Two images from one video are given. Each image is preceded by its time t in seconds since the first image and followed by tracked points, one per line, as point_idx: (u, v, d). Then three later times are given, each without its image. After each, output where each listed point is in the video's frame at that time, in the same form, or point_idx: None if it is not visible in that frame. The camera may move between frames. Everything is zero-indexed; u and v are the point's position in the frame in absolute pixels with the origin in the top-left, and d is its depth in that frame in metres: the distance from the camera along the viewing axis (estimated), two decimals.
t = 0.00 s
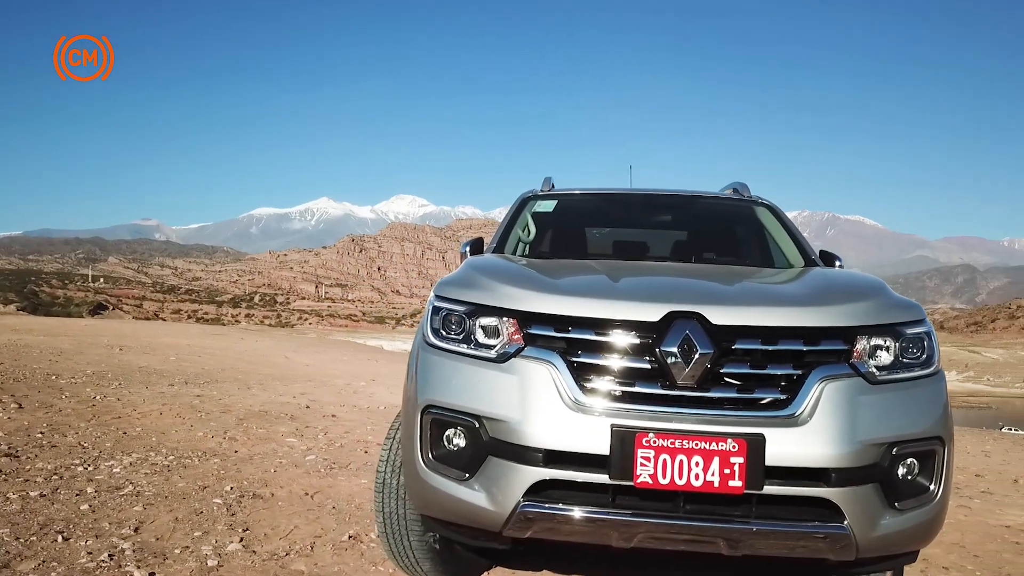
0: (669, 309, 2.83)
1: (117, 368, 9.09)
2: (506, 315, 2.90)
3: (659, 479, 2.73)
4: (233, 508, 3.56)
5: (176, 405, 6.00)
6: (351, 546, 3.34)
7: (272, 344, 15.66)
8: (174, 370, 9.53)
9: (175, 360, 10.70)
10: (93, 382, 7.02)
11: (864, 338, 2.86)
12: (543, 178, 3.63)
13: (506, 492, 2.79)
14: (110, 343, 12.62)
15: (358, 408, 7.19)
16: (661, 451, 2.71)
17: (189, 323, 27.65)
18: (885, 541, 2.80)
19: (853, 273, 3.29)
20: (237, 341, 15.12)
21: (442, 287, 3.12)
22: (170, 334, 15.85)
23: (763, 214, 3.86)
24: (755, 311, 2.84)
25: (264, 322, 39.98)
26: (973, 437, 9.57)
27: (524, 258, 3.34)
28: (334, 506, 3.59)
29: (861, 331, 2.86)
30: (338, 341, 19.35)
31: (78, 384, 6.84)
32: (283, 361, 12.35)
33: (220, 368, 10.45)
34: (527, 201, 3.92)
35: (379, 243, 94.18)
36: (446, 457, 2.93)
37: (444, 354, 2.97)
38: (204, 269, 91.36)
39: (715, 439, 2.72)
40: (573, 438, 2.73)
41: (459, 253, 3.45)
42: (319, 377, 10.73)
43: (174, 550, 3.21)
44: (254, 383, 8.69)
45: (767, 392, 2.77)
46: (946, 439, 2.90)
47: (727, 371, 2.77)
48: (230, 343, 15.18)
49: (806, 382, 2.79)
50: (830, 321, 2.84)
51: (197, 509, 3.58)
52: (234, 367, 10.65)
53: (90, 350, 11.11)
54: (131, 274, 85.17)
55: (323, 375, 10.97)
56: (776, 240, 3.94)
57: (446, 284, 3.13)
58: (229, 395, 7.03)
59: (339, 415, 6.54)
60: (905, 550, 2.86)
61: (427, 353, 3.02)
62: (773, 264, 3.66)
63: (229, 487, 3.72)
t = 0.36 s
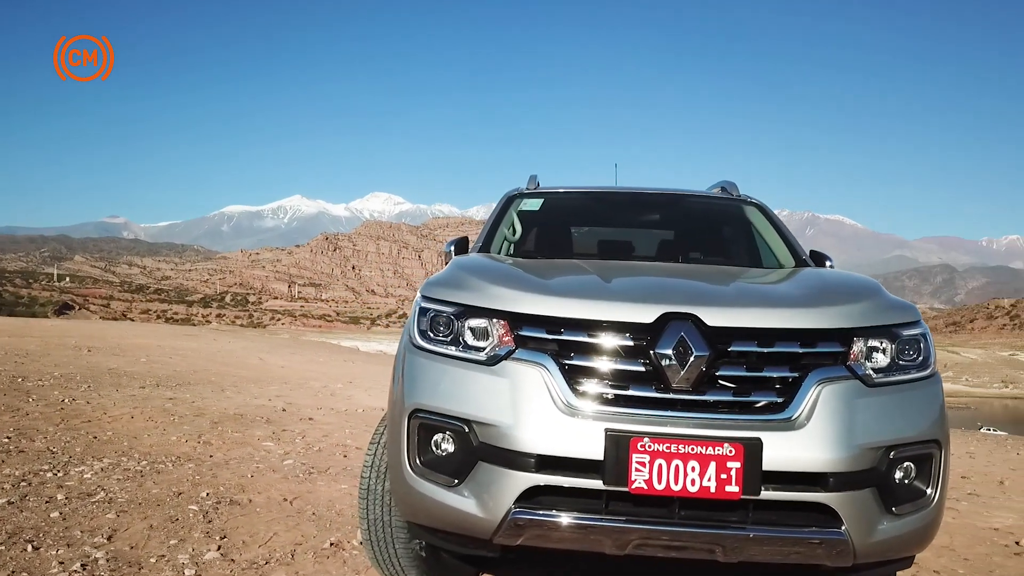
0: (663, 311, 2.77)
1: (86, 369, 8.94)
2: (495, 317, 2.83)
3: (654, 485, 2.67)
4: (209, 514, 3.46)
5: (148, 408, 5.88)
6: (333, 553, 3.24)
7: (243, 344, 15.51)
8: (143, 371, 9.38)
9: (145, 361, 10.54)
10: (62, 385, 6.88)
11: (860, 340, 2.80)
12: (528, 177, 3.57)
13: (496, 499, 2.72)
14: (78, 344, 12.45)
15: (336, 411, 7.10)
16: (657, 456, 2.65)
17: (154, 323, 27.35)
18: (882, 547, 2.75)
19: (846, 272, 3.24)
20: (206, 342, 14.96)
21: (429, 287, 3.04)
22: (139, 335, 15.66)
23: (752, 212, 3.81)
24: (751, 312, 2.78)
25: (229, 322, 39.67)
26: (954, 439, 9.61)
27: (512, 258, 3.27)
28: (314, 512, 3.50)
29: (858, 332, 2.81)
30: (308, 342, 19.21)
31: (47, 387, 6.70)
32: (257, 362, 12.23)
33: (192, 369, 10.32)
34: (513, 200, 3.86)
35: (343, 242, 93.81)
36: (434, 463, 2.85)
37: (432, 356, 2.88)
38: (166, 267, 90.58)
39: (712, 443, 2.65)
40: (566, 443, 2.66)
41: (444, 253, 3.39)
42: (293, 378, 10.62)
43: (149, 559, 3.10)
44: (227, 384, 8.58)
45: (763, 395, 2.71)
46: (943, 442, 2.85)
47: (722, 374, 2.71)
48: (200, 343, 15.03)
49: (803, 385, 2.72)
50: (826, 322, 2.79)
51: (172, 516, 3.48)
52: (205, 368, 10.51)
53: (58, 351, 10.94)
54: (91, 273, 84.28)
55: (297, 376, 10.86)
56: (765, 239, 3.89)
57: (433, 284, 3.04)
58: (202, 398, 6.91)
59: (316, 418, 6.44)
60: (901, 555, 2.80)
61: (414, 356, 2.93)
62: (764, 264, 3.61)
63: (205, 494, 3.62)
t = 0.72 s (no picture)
0: (657, 312, 2.70)
1: (53, 371, 8.78)
2: (485, 318, 2.75)
3: (650, 490, 2.59)
4: (185, 521, 3.35)
5: (119, 411, 5.76)
6: (314, 561, 3.15)
7: (212, 346, 15.34)
8: (113, 373, 9.23)
9: (114, 363, 10.39)
10: (30, 387, 6.74)
11: (857, 341, 2.74)
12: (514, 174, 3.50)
13: (487, 505, 2.64)
14: (45, 345, 12.26)
15: (312, 414, 7.00)
16: (652, 460, 2.57)
17: (119, 324, 27.08)
18: (880, 552, 2.68)
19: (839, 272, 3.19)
20: (175, 343, 14.78)
21: (414, 288, 2.96)
22: (105, 336, 15.45)
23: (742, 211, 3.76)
24: (747, 313, 2.72)
25: (194, 322, 39.30)
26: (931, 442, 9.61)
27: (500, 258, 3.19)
28: (293, 519, 3.41)
29: (855, 333, 2.75)
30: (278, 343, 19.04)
31: (15, 390, 6.56)
32: (229, 363, 12.09)
33: (162, 371, 10.18)
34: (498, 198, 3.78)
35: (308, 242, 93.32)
36: (421, 468, 2.77)
37: (419, 358, 2.80)
38: (128, 267, 89.70)
39: (708, 447, 2.58)
40: (559, 448, 2.59)
41: (428, 252, 3.31)
42: (266, 380, 10.49)
43: (124, 567, 2.98)
44: (199, 387, 8.46)
45: (759, 398, 2.65)
46: (939, 445, 2.79)
47: (718, 377, 2.65)
48: (168, 343, 14.84)
49: (800, 387, 2.66)
50: (823, 323, 2.73)
51: (146, 523, 3.37)
52: (175, 369, 10.37)
53: (24, 352, 10.75)
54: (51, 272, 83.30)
55: (269, 379, 10.74)
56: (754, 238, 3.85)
57: (419, 285, 2.97)
58: (175, 401, 6.79)
59: (291, 421, 6.35)
60: (898, 560, 2.74)
61: (400, 358, 2.85)
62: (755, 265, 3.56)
63: (180, 500, 3.51)
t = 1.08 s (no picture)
0: (650, 313, 2.63)
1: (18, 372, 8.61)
2: (474, 319, 2.67)
3: (644, 495, 2.52)
4: (159, 528, 3.26)
5: (88, 414, 5.64)
6: (294, 568, 3.05)
7: (180, 346, 15.17)
8: (81, 374, 9.10)
9: (83, 364, 10.23)
10: None
11: (853, 341, 2.67)
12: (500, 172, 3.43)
13: (476, 511, 2.56)
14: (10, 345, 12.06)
15: (286, 417, 6.90)
16: (646, 464, 2.51)
17: (83, 323, 26.76)
18: (875, 556, 2.62)
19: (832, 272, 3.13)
20: (143, 343, 14.60)
21: (400, 287, 2.88)
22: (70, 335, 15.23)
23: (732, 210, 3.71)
24: (742, 313, 2.65)
25: (158, 321, 38.93)
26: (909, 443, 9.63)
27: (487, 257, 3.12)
28: (271, 525, 3.33)
29: (850, 334, 2.68)
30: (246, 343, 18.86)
31: None
32: (200, 363, 11.95)
33: (131, 372, 10.04)
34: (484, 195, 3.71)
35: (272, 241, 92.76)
36: (408, 473, 2.69)
37: (406, 360, 2.72)
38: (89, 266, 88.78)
39: (703, 451, 2.51)
40: (550, 452, 2.52)
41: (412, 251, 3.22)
42: (236, 381, 10.38)
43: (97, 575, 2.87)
44: (170, 389, 8.33)
45: (754, 400, 2.58)
46: (935, 447, 2.73)
47: (713, 378, 2.57)
48: (135, 343, 14.65)
49: (796, 389, 2.59)
50: (820, 322, 2.67)
51: (119, 530, 3.27)
52: (144, 370, 10.23)
53: None
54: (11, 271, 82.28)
55: (241, 379, 10.62)
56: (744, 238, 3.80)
57: (404, 284, 2.89)
58: (146, 403, 6.68)
59: (267, 424, 6.26)
60: (893, 565, 2.68)
61: (386, 359, 2.77)
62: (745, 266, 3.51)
63: (154, 506, 3.42)
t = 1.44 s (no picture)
0: (643, 313, 2.56)
1: None
2: (462, 319, 2.60)
3: (636, 499, 2.45)
4: (132, 535, 3.16)
5: (57, 417, 5.53)
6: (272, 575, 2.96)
7: (148, 347, 14.99)
8: (47, 375, 8.95)
9: (49, 365, 10.07)
10: None
11: (846, 342, 2.61)
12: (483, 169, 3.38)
13: (465, 517, 2.49)
14: None
15: (260, 419, 6.81)
16: (639, 468, 2.44)
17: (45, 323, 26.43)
18: (871, 562, 2.54)
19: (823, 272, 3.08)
20: (109, 344, 14.42)
21: (384, 287, 2.80)
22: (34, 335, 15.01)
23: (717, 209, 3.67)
24: (736, 312, 2.59)
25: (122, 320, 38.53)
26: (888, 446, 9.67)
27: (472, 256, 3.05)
28: (247, 531, 3.24)
29: (843, 335, 2.61)
30: (214, 343, 18.70)
31: None
32: (168, 364, 11.81)
33: (98, 373, 9.90)
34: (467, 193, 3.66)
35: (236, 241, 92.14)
36: (393, 478, 2.62)
37: (391, 361, 2.65)
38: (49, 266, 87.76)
39: (698, 454, 2.44)
40: (540, 456, 2.46)
41: (394, 249, 3.16)
42: (206, 382, 10.26)
43: None
44: (139, 391, 8.21)
45: (748, 403, 2.51)
46: (929, 450, 2.66)
47: (707, 380, 2.50)
48: (101, 343, 14.45)
49: (790, 391, 2.53)
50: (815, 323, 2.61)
51: (89, 537, 3.17)
52: (112, 372, 10.08)
53: None
54: None
55: (210, 381, 10.49)
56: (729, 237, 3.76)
57: (388, 283, 2.81)
58: (116, 405, 6.56)
59: (241, 427, 6.17)
60: (887, 570, 2.60)
61: (370, 361, 2.69)
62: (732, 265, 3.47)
63: (125, 512, 3.32)
